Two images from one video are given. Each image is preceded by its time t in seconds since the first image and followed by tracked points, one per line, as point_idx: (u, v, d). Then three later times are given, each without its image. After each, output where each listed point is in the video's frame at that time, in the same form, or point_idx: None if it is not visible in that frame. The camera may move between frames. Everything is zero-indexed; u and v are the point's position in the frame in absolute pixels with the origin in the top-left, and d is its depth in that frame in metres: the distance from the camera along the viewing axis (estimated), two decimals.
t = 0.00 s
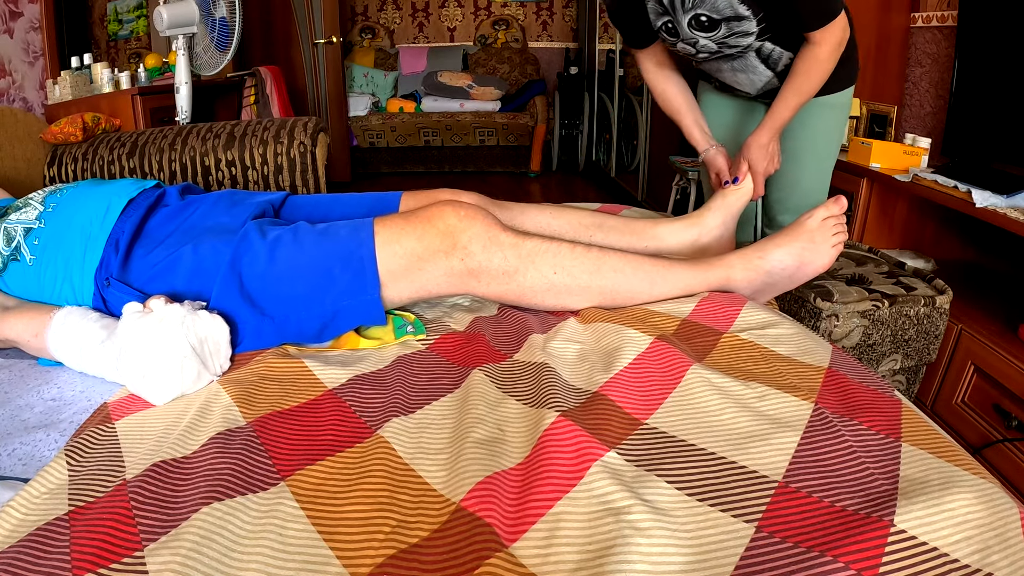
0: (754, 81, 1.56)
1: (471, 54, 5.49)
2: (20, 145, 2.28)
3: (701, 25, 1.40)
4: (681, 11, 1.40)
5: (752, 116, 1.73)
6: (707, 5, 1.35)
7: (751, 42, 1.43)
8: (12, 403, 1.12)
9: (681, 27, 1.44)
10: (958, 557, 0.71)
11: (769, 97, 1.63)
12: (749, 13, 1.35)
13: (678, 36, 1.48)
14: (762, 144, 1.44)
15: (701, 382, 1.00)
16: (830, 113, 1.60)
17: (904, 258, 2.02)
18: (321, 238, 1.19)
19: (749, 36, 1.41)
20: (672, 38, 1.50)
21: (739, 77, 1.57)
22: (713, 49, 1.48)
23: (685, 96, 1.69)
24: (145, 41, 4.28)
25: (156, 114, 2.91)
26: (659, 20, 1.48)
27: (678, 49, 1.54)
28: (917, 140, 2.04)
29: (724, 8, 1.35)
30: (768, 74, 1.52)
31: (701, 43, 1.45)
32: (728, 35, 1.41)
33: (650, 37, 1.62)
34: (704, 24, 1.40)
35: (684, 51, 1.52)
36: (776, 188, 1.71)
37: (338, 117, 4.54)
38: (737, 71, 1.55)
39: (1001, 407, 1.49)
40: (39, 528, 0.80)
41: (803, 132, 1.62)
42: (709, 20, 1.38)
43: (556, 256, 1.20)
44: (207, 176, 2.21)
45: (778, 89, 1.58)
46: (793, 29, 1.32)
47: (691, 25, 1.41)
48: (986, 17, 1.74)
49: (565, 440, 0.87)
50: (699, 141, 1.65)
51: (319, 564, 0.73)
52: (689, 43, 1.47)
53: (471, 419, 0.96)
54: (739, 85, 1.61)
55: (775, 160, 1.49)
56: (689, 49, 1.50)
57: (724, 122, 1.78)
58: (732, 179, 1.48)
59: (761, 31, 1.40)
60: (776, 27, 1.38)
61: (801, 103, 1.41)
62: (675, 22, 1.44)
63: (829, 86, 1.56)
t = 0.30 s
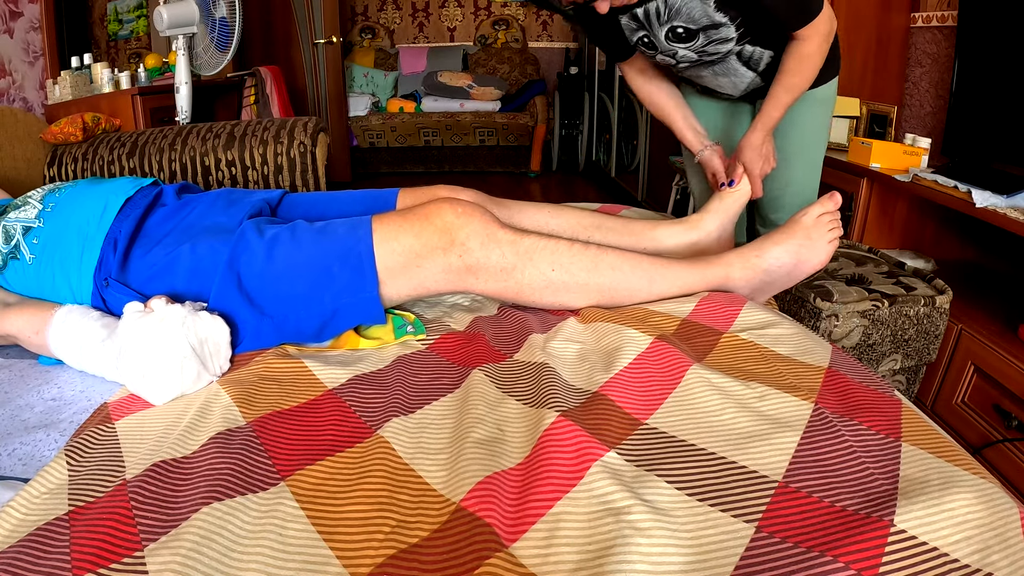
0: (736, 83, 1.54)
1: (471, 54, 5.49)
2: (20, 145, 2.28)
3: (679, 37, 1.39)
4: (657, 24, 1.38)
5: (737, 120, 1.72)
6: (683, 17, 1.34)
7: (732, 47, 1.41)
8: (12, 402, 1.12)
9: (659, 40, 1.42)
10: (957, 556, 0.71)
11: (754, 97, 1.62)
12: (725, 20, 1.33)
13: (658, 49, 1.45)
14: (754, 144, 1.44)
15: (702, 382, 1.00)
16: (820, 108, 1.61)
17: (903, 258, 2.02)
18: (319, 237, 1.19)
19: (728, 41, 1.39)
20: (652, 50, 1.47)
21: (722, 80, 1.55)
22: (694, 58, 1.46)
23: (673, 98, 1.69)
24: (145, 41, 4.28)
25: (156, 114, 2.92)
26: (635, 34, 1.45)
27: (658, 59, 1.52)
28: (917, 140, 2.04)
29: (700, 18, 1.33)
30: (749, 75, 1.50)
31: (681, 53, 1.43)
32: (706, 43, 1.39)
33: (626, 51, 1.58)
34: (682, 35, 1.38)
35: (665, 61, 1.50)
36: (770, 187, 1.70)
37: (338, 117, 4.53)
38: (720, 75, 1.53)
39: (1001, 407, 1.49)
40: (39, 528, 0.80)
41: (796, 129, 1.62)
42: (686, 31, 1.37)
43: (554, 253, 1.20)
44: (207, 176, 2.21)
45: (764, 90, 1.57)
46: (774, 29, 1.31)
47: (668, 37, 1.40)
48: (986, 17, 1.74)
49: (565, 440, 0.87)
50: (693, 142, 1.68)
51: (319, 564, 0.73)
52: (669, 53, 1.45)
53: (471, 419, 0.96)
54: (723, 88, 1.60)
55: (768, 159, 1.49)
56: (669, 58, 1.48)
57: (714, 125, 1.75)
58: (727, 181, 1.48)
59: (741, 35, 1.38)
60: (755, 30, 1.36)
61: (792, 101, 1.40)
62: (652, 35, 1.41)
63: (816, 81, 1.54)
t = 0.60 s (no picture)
0: (777, 78, 1.59)
1: (471, 54, 5.48)
2: (20, 145, 2.28)
3: (731, 17, 1.46)
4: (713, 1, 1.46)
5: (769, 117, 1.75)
6: None
7: (779, 39, 1.47)
8: (12, 402, 1.12)
9: (711, 20, 1.49)
10: (957, 556, 0.71)
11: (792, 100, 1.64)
12: (777, 9, 1.42)
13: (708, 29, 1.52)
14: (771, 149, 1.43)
15: (701, 382, 1.00)
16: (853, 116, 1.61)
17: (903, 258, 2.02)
18: (320, 237, 1.19)
19: (776, 31, 1.46)
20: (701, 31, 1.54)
21: (764, 76, 1.60)
22: (741, 45, 1.53)
23: (711, 92, 1.70)
24: (145, 41, 4.28)
25: (156, 114, 2.91)
26: (691, 11, 1.53)
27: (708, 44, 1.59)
28: (917, 140, 2.04)
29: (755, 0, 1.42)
30: (793, 72, 1.55)
31: (728, 36, 1.50)
32: (755, 29, 1.47)
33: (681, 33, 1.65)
34: (734, 16, 1.46)
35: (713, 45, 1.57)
36: (793, 184, 1.71)
37: (338, 117, 4.53)
38: (763, 70, 1.58)
39: (1001, 407, 1.49)
40: (39, 528, 0.80)
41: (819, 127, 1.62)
42: (738, 12, 1.44)
43: (556, 253, 1.20)
44: (207, 176, 2.21)
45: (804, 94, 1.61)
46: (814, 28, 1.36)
47: (722, 16, 1.47)
48: (986, 17, 1.74)
49: (565, 440, 0.87)
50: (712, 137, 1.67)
51: (319, 564, 0.73)
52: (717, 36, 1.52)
53: (471, 419, 0.96)
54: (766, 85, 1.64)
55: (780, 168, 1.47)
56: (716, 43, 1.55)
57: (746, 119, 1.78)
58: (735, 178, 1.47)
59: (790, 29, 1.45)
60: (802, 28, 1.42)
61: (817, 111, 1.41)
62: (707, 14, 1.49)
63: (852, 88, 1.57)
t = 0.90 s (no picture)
0: (789, 83, 1.60)
1: (471, 54, 5.48)
2: (20, 145, 2.28)
3: (752, 22, 1.48)
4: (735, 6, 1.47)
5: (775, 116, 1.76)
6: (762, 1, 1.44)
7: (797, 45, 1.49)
8: (12, 402, 1.12)
9: (730, 24, 1.51)
10: (957, 556, 0.71)
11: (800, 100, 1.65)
12: (800, 15, 1.43)
13: (726, 32, 1.54)
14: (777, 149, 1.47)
15: (702, 382, 1.00)
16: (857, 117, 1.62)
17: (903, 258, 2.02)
18: (320, 236, 1.19)
19: (796, 38, 1.48)
20: (717, 33, 1.56)
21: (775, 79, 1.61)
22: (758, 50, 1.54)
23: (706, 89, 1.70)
24: (145, 41, 4.28)
25: (156, 114, 2.92)
26: (708, 13, 1.53)
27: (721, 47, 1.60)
28: (917, 140, 2.04)
29: (778, 7, 1.44)
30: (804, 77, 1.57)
31: (748, 40, 1.52)
32: (776, 34, 1.49)
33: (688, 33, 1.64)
34: (755, 21, 1.48)
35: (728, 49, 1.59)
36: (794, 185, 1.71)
37: (338, 116, 4.53)
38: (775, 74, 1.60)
39: (1001, 407, 1.49)
40: (39, 528, 0.80)
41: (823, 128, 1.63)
42: (761, 17, 1.46)
43: (556, 253, 1.20)
44: (207, 176, 2.21)
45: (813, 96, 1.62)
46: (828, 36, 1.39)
47: (742, 20, 1.48)
48: (986, 17, 1.74)
49: (565, 440, 0.87)
50: (710, 132, 1.67)
51: (319, 564, 0.73)
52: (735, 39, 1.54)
53: (471, 419, 0.96)
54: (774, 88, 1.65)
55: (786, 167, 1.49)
56: (733, 45, 1.56)
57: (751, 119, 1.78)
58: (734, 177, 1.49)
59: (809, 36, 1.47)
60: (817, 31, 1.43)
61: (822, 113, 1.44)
62: (726, 17, 1.50)
63: (864, 88, 1.56)
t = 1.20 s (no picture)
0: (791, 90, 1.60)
1: (471, 54, 5.48)
2: (20, 145, 2.28)
3: (769, 45, 1.48)
4: (755, 28, 1.46)
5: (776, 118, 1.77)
6: (783, 29, 1.44)
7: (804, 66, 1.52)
8: (12, 403, 1.12)
9: (745, 42, 1.51)
10: (957, 556, 0.71)
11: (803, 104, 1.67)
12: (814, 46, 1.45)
13: (738, 47, 1.54)
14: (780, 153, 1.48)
15: (702, 382, 1.00)
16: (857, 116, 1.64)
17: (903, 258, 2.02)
18: (320, 237, 1.19)
19: (805, 62, 1.50)
20: (728, 46, 1.56)
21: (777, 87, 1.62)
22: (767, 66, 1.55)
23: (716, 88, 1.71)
24: (145, 41, 4.28)
25: (156, 114, 2.92)
26: (724, 27, 1.52)
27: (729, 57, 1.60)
28: (917, 140, 2.04)
29: (796, 36, 1.44)
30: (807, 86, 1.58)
31: (758, 58, 1.53)
32: (789, 58, 1.50)
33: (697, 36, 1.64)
34: (772, 45, 1.48)
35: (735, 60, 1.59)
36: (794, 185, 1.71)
37: (338, 117, 4.53)
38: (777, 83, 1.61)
39: (1001, 407, 1.49)
40: (39, 528, 0.80)
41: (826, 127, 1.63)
42: (778, 42, 1.47)
43: (556, 255, 1.20)
44: (207, 176, 2.21)
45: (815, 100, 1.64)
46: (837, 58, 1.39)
47: (759, 42, 1.49)
48: (986, 17, 1.74)
49: (565, 440, 0.87)
50: (719, 133, 1.68)
51: (319, 564, 0.73)
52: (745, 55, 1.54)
53: (471, 419, 0.96)
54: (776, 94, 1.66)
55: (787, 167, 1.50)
56: (741, 59, 1.57)
57: (753, 122, 1.77)
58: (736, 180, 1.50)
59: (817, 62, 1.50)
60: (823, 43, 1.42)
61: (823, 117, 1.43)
62: (742, 35, 1.50)
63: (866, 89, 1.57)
